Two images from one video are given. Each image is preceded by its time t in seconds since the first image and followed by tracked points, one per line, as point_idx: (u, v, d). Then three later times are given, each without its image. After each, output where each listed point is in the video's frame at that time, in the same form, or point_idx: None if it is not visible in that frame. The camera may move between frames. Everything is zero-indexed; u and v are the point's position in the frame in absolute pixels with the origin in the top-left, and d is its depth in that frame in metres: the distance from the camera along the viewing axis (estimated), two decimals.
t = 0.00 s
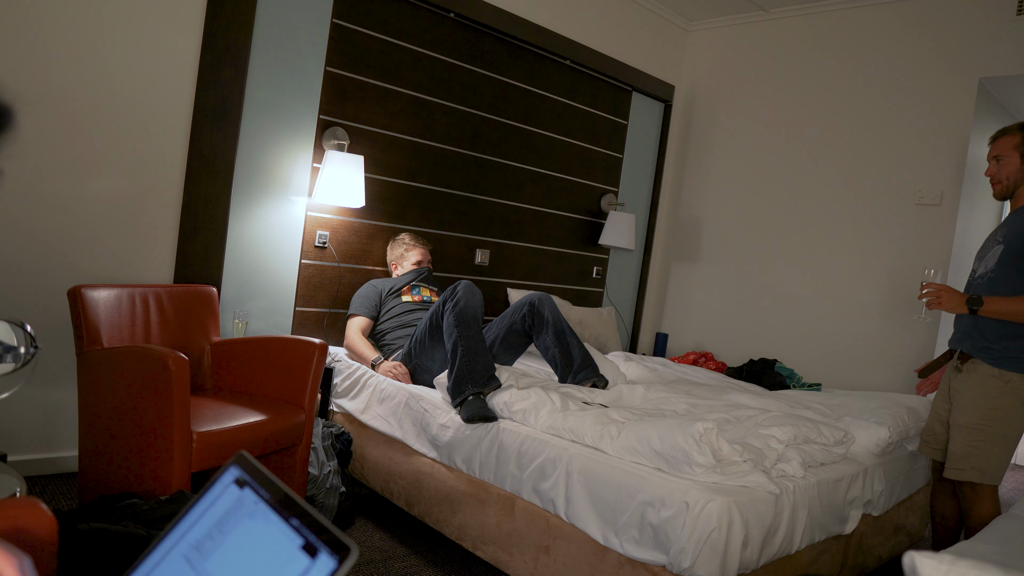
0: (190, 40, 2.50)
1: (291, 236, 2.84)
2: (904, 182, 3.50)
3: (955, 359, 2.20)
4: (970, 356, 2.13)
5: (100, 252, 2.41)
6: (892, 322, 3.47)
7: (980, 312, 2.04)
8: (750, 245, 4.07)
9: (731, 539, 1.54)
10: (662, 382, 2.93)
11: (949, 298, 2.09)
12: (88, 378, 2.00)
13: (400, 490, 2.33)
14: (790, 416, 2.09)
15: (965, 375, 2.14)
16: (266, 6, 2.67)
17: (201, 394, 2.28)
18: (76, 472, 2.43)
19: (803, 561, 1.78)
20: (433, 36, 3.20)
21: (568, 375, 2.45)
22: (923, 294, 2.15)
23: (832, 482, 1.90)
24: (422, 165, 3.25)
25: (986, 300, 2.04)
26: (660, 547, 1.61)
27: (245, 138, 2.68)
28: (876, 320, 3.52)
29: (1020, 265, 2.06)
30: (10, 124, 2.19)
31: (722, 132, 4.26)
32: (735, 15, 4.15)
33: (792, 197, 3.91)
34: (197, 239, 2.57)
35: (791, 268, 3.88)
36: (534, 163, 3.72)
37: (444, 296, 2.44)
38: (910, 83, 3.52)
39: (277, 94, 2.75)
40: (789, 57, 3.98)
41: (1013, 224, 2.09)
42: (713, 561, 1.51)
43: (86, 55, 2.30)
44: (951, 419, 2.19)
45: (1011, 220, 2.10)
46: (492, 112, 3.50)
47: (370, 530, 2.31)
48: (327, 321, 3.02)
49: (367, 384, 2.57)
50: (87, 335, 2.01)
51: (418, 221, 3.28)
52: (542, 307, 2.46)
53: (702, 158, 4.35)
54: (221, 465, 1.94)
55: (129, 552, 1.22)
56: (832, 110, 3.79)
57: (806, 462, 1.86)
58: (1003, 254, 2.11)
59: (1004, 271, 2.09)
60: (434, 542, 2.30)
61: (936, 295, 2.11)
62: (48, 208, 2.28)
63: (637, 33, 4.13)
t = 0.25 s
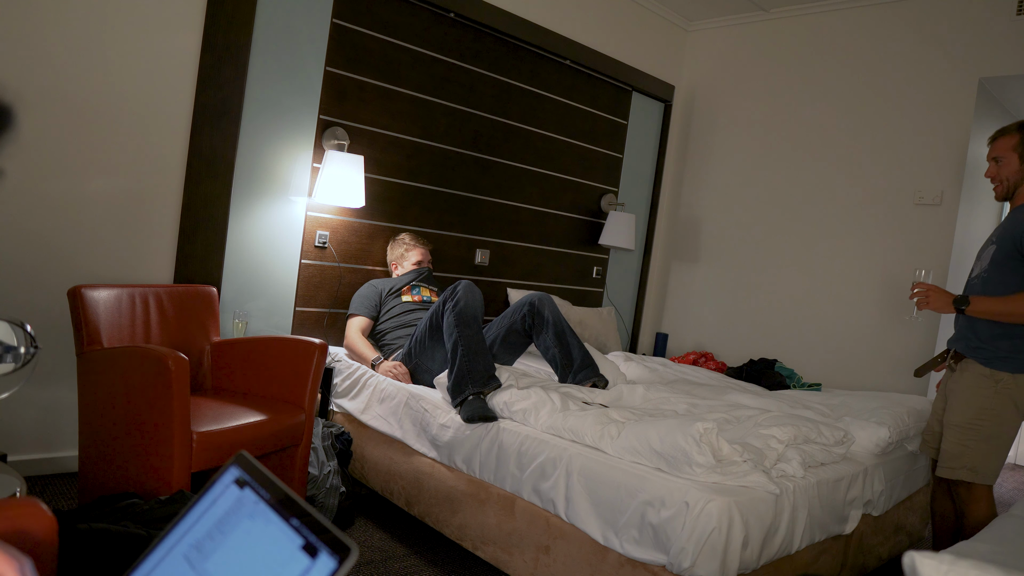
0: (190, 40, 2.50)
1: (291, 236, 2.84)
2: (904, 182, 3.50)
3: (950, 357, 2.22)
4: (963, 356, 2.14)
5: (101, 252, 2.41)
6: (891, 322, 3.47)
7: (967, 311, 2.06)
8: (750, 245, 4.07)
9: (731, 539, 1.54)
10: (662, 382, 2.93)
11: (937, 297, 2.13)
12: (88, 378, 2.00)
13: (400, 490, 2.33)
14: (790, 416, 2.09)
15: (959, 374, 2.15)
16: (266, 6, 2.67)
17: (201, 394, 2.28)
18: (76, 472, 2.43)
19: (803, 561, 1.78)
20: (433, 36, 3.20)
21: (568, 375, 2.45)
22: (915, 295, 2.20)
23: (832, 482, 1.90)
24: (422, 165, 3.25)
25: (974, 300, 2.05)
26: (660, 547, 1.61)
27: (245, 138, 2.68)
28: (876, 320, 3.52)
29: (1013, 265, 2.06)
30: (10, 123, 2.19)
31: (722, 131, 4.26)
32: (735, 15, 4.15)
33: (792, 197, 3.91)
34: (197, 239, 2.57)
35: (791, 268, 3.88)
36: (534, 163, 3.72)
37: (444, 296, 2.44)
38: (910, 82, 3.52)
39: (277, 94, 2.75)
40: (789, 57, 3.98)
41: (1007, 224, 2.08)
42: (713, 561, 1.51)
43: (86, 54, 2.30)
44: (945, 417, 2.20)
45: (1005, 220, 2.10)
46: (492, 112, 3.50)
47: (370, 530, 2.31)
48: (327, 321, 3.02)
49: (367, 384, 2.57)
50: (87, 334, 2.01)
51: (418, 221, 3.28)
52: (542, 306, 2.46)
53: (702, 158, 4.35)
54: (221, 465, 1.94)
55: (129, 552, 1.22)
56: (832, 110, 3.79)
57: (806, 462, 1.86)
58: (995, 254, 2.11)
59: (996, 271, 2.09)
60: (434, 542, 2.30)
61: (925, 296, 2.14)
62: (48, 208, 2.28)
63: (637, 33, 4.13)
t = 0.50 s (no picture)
0: (190, 40, 2.50)
1: (291, 236, 2.84)
2: (904, 182, 3.50)
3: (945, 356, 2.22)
4: (958, 356, 2.14)
5: (101, 252, 2.41)
6: (891, 322, 3.47)
7: (961, 311, 2.05)
8: (750, 245, 4.07)
9: (731, 539, 1.54)
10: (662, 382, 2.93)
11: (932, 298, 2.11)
12: (88, 378, 2.00)
13: (400, 490, 2.33)
14: (790, 416, 2.09)
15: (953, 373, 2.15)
16: (267, 6, 2.67)
17: (201, 394, 2.28)
18: (76, 472, 2.43)
19: (803, 561, 1.78)
20: (433, 36, 3.20)
21: (568, 375, 2.45)
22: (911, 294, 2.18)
23: (832, 482, 1.90)
24: (422, 165, 3.25)
25: (969, 301, 2.05)
26: (660, 547, 1.61)
27: (245, 138, 2.68)
28: (876, 320, 3.52)
29: (1010, 265, 2.06)
30: (10, 124, 2.19)
31: (722, 131, 4.26)
32: (735, 15, 4.15)
33: (792, 197, 3.91)
34: (197, 239, 2.57)
35: (791, 268, 3.88)
36: (534, 163, 3.72)
37: (444, 296, 2.44)
38: (910, 82, 3.52)
39: (277, 95, 2.75)
40: (789, 56, 3.98)
41: (1004, 225, 2.08)
42: (713, 561, 1.51)
43: (86, 55, 2.30)
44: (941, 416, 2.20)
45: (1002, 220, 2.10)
46: (492, 112, 3.50)
47: (370, 530, 2.31)
48: (327, 321, 3.02)
49: (367, 384, 2.57)
50: (87, 335, 2.01)
51: (418, 221, 3.28)
52: (542, 306, 2.46)
53: (702, 158, 4.35)
54: (220, 465, 1.94)
55: (129, 552, 1.22)
56: (832, 110, 3.79)
57: (806, 462, 1.85)
58: (992, 255, 2.11)
59: (993, 271, 2.10)
60: (434, 542, 2.30)
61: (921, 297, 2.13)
62: (48, 208, 2.28)
63: (637, 33, 4.13)
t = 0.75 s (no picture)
0: (190, 40, 2.50)
1: (291, 236, 2.84)
2: (904, 182, 3.50)
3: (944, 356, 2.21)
4: (958, 356, 2.14)
5: (101, 252, 2.41)
6: (891, 322, 3.47)
7: (964, 314, 2.05)
8: (750, 245, 4.07)
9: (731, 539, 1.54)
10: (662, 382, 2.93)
11: (935, 300, 2.09)
12: (88, 378, 2.00)
13: (400, 490, 2.33)
14: (790, 416, 2.09)
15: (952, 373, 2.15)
16: (267, 7, 2.68)
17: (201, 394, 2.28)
18: (76, 472, 2.43)
19: (803, 561, 1.78)
20: (433, 36, 3.20)
21: (568, 375, 2.45)
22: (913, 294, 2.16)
23: (832, 482, 1.90)
24: (422, 165, 3.25)
25: (971, 303, 2.05)
26: (660, 547, 1.61)
27: (245, 138, 2.68)
28: (876, 320, 3.52)
29: (1010, 266, 2.06)
30: (10, 123, 2.19)
31: (722, 131, 4.26)
32: (735, 15, 4.15)
33: (792, 197, 3.91)
34: (197, 239, 2.57)
35: (791, 268, 3.88)
36: (534, 163, 3.72)
37: (444, 296, 2.44)
38: (910, 82, 3.52)
39: (277, 95, 2.75)
40: (789, 56, 3.98)
41: (1004, 225, 2.08)
42: (712, 560, 1.51)
43: (86, 55, 2.30)
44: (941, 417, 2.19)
45: (1003, 221, 2.10)
46: (492, 113, 3.50)
47: (370, 530, 2.31)
48: (327, 321, 3.02)
49: (367, 384, 2.58)
50: (87, 335, 2.01)
51: (418, 221, 3.28)
52: (542, 306, 2.46)
53: (702, 158, 4.35)
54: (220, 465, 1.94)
55: (129, 552, 1.22)
56: (832, 110, 3.79)
57: (806, 462, 1.85)
58: (992, 255, 2.11)
59: (993, 272, 2.09)
60: (434, 542, 2.30)
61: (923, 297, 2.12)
62: (48, 208, 2.28)
63: (637, 33, 4.13)
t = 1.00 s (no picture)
0: (190, 40, 2.50)
1: (291, 236, 2.84)
2: (904, 182, 3.50)
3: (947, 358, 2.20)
4: (961, 356, 2.14)
5: (101, 252, 2.41)
6: (891, 322, 3.47)
7: (973, 316, 2.04)
8: (749, 245, 4.07)
9: (731, 539, 1.54)
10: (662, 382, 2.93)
11: (942, 300, 2.08)
12: (88, 378, 2.00)
13: (400, 490, 2.33)
14: (790, 416, 2.09)
15: (956, 374, 2.14)
16: (267, 7, 2.68)
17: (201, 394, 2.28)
18: (76, 472, 2.43)
19: (803, 561, 1.78)
20: (433, 36, 3.20)
21: (568, 375, 2.45)
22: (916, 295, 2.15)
23: (832, 482, 1.90)
24: (422, 165, 3.25)
25: (979, 304, 2.03)
26: (660, 547, 1.62)
27: (245, 138, 2.68)
28: (876, 320, 3.53)
29: (1016, 267, 2.06)
30: (10, 123, 2.19)
31: (722, 131, 4.26)
32: (735, 15, 4.15)
33: (792, 197, 3.91)
34: (197, 239, 2.57)
35: (791, 268, 3.88)
36: (534, 163, 3.72)
37: (444, 296, 2.44)
38: (910, 82, 3.52)
39: (277, 95, 2.75)
40: (789, 56, 3.98)
41: (1008, 225, 2.08)
42: (712, 560, 1.51)
43: (86, 54, 2.30)
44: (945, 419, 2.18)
45: (1007, 221, 2.09)
46: (492, 113, 3.50)
47: (370, 530, 2.31)
48: (327, 321, 3.02)
49: (367, 384, 2.58)
50: (87, 335, 2.01)
51: (418, 221, 3.28)
52: (542, 306, 2.46)
53: (702, 158, 4.35)
54: (220, 465, 1.94)
55: (129, 552, 1.22)
56: (832, 110, 3.79)
57: (806, 462, 1.86)
58: (997, 256, 2.10)
59: (999, 273, 2.09)
60: (433, 542, 2.30)
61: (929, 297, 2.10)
62: (48, 208, 2.28)
63: (637, 33, 4.13)
